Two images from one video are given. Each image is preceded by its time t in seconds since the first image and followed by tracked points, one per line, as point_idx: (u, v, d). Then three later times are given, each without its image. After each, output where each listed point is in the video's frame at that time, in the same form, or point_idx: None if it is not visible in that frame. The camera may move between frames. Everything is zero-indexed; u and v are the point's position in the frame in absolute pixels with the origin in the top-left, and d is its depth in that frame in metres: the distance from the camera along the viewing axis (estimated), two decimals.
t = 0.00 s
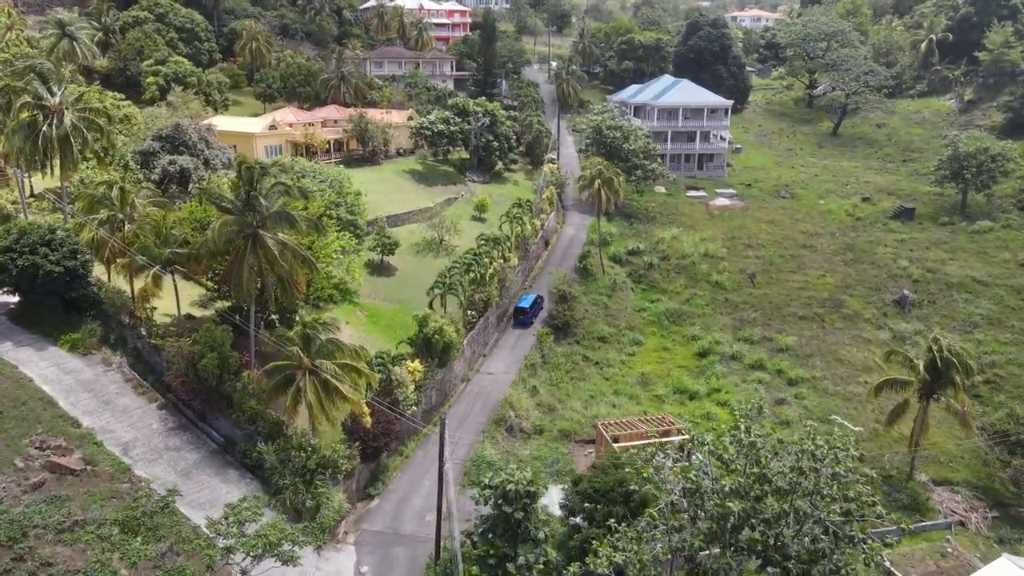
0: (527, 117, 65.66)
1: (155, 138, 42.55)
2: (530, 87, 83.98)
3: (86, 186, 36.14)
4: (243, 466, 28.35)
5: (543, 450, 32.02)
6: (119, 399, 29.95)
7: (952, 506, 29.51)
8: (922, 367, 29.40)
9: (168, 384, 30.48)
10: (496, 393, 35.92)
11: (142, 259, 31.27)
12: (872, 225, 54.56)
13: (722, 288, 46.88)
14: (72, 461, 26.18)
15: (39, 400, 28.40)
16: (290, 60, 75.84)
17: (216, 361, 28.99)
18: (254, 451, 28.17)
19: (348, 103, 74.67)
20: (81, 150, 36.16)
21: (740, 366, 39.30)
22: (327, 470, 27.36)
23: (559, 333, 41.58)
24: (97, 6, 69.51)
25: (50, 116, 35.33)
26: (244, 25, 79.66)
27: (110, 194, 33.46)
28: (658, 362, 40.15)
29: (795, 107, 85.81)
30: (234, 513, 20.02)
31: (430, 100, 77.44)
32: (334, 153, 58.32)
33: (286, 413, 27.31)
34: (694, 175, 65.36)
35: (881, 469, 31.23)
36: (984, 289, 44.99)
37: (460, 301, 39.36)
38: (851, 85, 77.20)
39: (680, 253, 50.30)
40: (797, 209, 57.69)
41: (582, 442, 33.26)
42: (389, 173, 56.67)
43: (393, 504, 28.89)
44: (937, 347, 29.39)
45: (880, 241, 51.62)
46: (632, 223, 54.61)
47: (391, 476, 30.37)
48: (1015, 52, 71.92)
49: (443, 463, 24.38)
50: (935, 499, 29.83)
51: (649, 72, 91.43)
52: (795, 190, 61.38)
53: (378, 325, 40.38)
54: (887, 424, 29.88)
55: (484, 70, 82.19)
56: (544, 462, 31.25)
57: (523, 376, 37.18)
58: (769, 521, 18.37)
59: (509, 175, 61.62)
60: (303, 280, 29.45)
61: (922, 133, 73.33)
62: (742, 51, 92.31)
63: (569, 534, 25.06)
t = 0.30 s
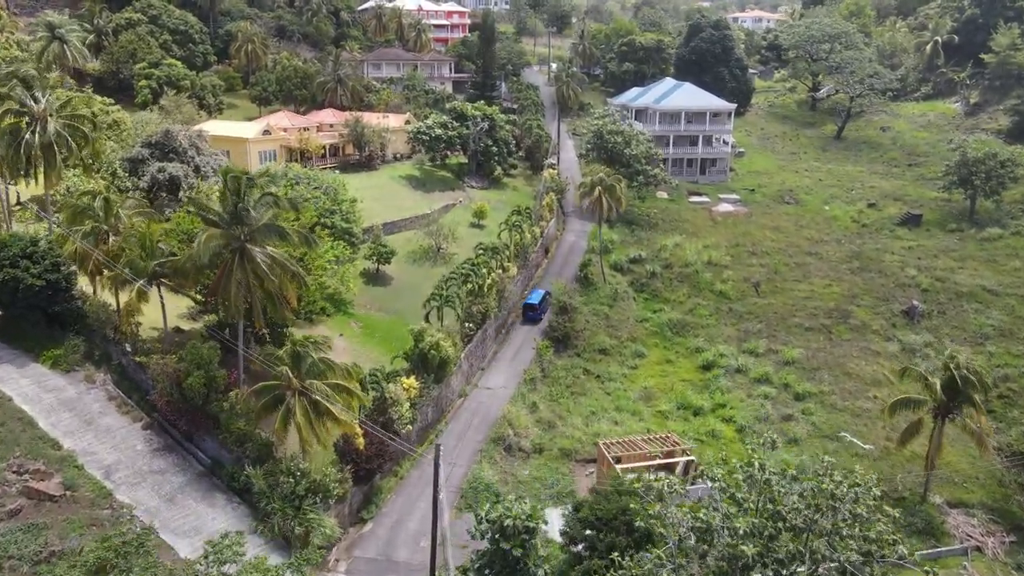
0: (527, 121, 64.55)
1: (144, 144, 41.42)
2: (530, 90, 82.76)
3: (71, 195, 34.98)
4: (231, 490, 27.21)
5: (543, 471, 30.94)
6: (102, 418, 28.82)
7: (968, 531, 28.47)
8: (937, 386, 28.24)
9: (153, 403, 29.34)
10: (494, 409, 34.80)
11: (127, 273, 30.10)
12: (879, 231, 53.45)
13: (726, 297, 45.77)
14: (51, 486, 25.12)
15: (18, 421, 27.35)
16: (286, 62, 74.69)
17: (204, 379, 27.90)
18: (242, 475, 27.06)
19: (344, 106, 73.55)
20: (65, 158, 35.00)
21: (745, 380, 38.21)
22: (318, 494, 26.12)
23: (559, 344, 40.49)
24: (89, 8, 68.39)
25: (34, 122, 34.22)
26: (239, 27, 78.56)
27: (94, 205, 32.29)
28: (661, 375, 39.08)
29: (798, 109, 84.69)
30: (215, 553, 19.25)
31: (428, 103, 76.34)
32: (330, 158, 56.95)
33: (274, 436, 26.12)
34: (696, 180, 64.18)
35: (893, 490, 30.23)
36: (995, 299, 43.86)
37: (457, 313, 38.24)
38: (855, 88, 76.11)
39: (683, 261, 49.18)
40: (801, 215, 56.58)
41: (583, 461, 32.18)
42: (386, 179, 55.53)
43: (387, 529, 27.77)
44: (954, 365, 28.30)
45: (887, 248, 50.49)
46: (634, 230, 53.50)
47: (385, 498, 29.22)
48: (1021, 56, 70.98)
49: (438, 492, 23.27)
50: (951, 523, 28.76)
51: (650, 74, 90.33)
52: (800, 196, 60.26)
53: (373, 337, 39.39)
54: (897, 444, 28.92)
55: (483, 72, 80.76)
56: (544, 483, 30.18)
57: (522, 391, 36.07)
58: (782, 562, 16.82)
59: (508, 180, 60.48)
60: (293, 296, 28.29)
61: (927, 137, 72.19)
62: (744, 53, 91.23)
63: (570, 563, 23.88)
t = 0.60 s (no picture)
0: (526, 126, 63.26)
1: (131, 153, 40.17)
2: (529, 94, 81.34)
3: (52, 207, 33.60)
4: (214, 520, 25.94)
5: (542, 496, 29.68)
6: (80, 444, 27.50)
7: (986, 561, 27.40)
8: (956, 410, 26.98)
9: (134, 427, 28.06)
10: (491, 430, 33.54)
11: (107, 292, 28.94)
12: (886, 240, 52.21)
13: (731, 309, 44.54)
14: (24, 518, 23.83)
15: None
16: (280, 66, 73.42)
17: (186, 404, 26.61)
18: (226, 504, 25.78)
19: (340, 110, 72.28)
20: (46, 169, 33.73)
21: (752, 397, 36.93)
22: (304, 527, 24.79)
23: (559, 360, 39.23)
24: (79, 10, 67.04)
25: (14, 133, 33.21)
26: (234, 29, 77.23)
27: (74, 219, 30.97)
28: (664, 392, 37.83)
29: (801, 113, 83.43)
30: None
31: (425, 107, 75.08)
32: (324, 165, 55.79)
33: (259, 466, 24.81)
34: (698, 186, 62.88)
35: (908, 516, 29.11)
36: (1008, 311, 42.64)
37: (453, 328, 37.00)
38: (859, 92, 74.80)
39: (685, 272, 47.94)
40: (806, 224, 55.32)
41: (584, 484, 30.90)
42: (381, 186, 54.21)
43: (379, 560, 26.49)
44: (973, 388, 27.07)
45: (895, 258, 49.29)
46: (635, 239, 52.24)
47: (377, 527, 27.94)
48: None
49: (430, 529, 21.98)
50: (968, 553, 27.68)
51: (650, 77, 89.04)
52: (804, 203, 59.06)
53: (365, 353, 38.29)
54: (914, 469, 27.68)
55: (481, 75, 79.02)
56: (544, 510, 28.94)
57: (520, 409, 34.78)
58: None
59: (506, 187, 59.15)
60: (280, 315, 27.00)
61: (933, 142, 70.95)
62: (746, 56, 90.04)
63: None
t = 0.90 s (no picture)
0: (525, 130, 61.94)
1: (118, 160, 38.97)
2: (529, 96, 80.09)
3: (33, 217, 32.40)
4: (197, 548, 24.68)
5: (542, 520, 28.43)
6: (58, 467, 26.33)
7: None
8: (979, 433, 25.67)
9: (114, 450, 26.84)
10: (489, 449, 32.28)
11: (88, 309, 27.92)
12: (894, 248, 50.99)
13: (736, 320, 43.30)
14: None
15: None
16: (275, 69, 72.17)
17: (169, 426, 25.33)
18: (210, 532, 24.52)
19: (336, 113, 71.02)
20: (26, 178, 32.53)
21: (758, 413, 35.71)
22: (291, 560, 23.24)
23: (559, 374, 37.96)
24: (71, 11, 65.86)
25: None
26: (229, 31, 76.07)
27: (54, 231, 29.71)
28: (668, 407, 36.57)
29: (805, 116, 82.21)
30: None
31: (423, 111, 73.86)
32: (319, 170, 54.45)
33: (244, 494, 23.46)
34: (701, 191, 61.54)
35: (924, 542, 27.95)
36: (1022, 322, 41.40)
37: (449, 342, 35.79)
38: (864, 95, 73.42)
39: (689, 280, 46.72)
40: (812, 230, 54.07)
41: (585, 507, 29.66)
42: (378, 192, 52.91)
43: None
44: (994, 410, 25.84)
45: (904, 266, 48.06)
46: (637, 246, 51.02)
47: (369, 554, 26.64)
48: None
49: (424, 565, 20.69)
50: None
51: (652, 79, 87.75)
52: (810, 208, 57.84)
53: (360, 367, 37.18)
54: (932, 494, 26.37)
55: (480, 77, 77.76)
56: (544, 535, 27.69)
57: (519, 427, 33.54)
58: None
59: (505, 192, 57.87)
60: (268, 334, 25.69)
61: (940, 145, 69.75)
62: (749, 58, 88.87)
63: None
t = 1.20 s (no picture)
0: (524, 135, 60.50)
1: (102, 170, 37.56)
2: (528, 100, 78.72)
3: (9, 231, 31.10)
4: None
5: (541, 552, 27.12)
6: (31, 499, 25.25)
7: None
8: (1004, 464, 24.24)
9: (90, 481, 25.55)
10: (486, 473, 31.00)
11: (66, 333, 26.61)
12: (903, 258, 49.69)
13: (741, 334, 41.98)
14: None
15: None
16: (270, 72, 70.84)
17: (148, 457, 23.96)
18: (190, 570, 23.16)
19: (331, 117, 69.69)
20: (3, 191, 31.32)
21: (766, 434, 34.39)
22: None
23: (559, 392, 36.60)
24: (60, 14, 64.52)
25: None
26: (223, 34, 74.77)
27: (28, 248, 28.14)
28: (672, 428, 35.24)
29: (809, 120, 80.94)
30: None
31: (420, 115, 72.58)
32: (313, 177, 53.02)
33: (225, 530, 22.16)
34: (705, 198, 60.24)
35: None
36: None
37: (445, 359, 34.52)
38: (870, 99, 71.75)
39: (693, 292, 45.39)
40: (819, 239, 52.76)
41: (586, 537, 28.35)
42: (373, 201, 51.52)
43: None
44: (1020, 441, 24.45)
45: (913, 278, 46.75)
46: (639, 257, 49.72)
47: None
48: None
49: None
50: None
51: (654, 82, 86.40)
52: (815, 216, 56.52)
53: (352, 385, 35.93)
54: (952, 528, 24.97)
55: (479, 81, 76.49)
56: (543, 568, 26.39)
57: (517, 450, 32.20)
58: None
59: (504, 200, 56.52)
60: (253, 359, 24.40)
61: (947, 151, 68.48)
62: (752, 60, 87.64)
63: None
